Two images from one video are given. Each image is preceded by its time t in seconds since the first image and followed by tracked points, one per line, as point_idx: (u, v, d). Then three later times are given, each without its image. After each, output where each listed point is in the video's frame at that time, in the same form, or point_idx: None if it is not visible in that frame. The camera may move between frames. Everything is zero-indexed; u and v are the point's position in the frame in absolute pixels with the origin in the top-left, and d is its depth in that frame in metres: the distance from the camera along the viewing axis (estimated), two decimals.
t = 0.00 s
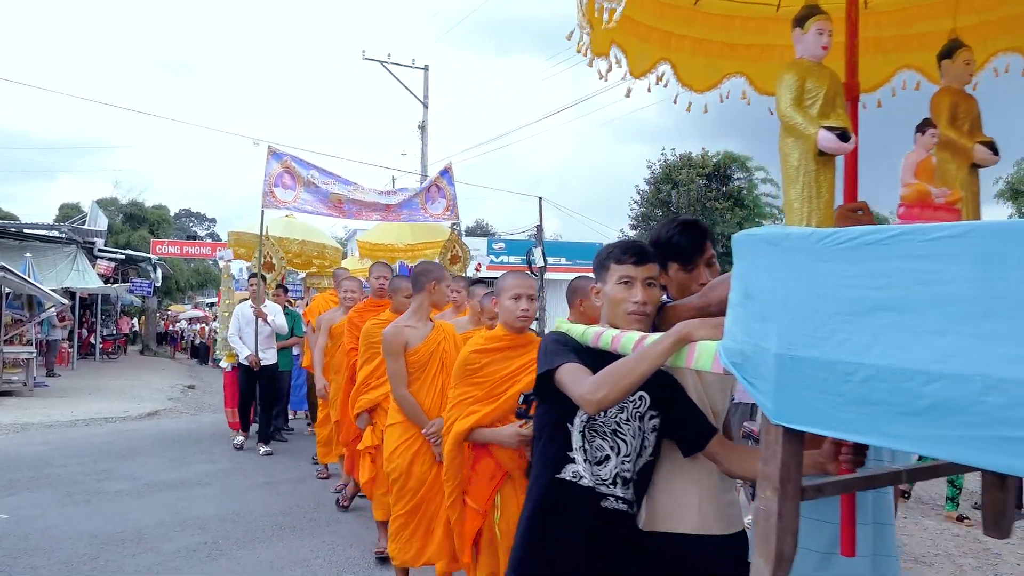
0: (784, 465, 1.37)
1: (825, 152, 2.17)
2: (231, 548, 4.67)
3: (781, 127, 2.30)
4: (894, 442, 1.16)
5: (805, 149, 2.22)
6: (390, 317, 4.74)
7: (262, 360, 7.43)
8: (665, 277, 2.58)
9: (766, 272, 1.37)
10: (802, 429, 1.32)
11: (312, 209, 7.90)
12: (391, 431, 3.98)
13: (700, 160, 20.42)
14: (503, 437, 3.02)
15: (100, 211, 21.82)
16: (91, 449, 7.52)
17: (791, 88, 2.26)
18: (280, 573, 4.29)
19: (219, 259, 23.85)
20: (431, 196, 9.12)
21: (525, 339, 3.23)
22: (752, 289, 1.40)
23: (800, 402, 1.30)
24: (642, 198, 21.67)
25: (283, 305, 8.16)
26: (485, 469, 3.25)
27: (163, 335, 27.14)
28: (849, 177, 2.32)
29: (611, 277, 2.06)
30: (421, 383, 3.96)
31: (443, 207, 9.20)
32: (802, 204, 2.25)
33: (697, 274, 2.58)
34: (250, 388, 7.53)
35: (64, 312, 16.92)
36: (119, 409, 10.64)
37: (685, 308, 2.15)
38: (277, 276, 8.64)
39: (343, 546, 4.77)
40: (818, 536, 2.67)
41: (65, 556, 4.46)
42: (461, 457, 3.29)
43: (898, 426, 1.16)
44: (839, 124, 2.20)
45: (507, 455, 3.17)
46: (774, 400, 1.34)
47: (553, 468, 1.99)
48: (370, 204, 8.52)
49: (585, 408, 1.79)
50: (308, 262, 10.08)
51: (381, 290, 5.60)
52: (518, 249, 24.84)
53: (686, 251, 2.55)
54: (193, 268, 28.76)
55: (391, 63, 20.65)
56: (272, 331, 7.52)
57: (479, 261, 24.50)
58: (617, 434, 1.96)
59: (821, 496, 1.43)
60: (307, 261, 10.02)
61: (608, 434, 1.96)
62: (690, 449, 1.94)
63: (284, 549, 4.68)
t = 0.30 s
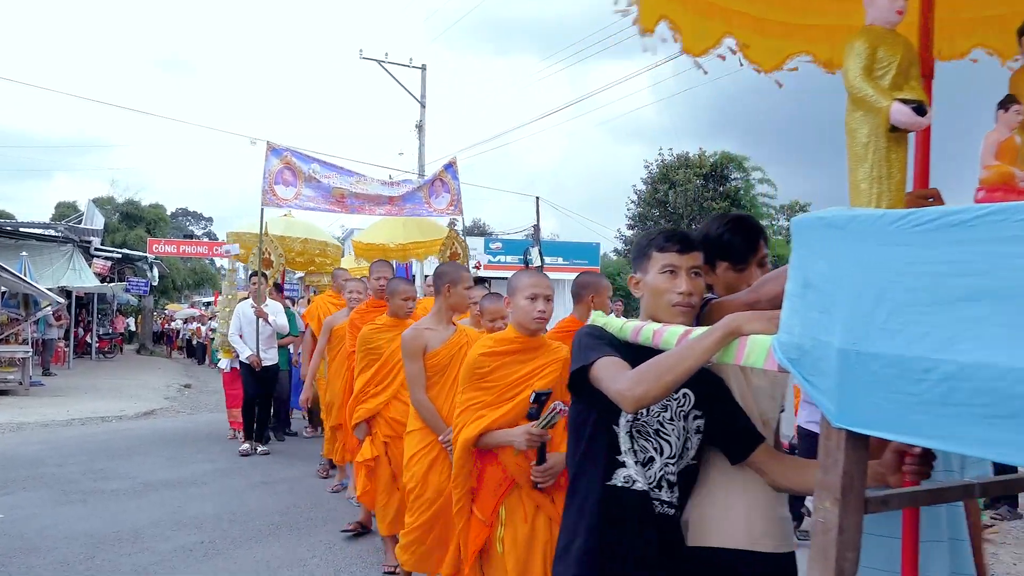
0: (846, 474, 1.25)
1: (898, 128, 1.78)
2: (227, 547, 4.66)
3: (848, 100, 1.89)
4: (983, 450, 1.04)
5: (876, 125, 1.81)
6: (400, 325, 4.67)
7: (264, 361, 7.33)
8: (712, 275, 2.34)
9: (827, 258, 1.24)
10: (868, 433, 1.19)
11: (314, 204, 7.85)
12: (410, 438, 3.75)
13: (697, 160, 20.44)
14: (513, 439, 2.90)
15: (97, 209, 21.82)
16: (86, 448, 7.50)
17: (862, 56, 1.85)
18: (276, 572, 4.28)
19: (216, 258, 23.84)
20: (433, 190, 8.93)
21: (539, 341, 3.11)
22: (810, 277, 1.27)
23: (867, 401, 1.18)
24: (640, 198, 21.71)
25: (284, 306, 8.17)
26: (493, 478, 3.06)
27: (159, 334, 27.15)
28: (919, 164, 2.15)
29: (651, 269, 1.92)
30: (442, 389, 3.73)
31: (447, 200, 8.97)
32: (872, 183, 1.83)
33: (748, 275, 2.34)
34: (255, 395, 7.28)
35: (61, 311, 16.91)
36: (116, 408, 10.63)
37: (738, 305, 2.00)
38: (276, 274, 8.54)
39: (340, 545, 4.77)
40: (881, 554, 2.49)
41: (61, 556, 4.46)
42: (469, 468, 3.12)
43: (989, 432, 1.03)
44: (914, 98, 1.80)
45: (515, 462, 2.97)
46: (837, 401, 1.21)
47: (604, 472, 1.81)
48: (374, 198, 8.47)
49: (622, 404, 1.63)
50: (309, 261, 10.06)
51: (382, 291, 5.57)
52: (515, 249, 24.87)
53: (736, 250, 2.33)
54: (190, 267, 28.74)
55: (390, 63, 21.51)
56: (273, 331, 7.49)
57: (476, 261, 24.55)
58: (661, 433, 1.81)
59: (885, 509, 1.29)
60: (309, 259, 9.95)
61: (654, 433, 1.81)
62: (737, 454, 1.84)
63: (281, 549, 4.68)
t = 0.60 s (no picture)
0: (923, 496, 1.19)
1: (980, 108, 1.42)
2: (224, 546, 4.66)
3: (919, 75, 1.52)
4: None
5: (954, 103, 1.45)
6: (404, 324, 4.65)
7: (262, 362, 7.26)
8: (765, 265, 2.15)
9: (900, 260, 1.17)
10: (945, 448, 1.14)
11: (313, 202, 7.75)
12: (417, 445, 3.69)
13: (694, 159, 20.50)
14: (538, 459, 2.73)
15: (92, 207, 21.74)
16: (81, 447, 7.49)
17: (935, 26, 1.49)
18: (273, 570, 4.28)
19: (211, 256, 23.74)
20: (436, 187, 8.92)
21: (567, 350, 3.00)
22: (882, 275, 1.19)
23: (940, 419, 1.13)
24: (636, 196, 21.65)
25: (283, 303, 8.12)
26: (516, 498, 2.99)
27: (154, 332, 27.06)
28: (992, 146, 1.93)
29: (683, 262, 1.86)
30: (446, 390, 3.67)
31: (450, 198, 8.96)
32: (946, 169, 1.44)
33: (804, 267, 2.13)
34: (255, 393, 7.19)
35: (55, 309, 16.84)
36: (111, 406, 10.60)
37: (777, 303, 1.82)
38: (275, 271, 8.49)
39: (336, 543, 4.77)
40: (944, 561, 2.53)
41: (56, 555, 4.44)
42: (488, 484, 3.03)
43: None
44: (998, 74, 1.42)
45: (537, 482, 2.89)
46: (913, 413, 1.15)
47: (636, 489, 1.74)
48: (374, 196, 8.51)
49: (666, 420, 1.53)
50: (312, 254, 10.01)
51: (375, 291, 5.56)
52: (512, 248, 24.85)
53: (796, 241, 2.12)
54: (185, 265, 28.63)
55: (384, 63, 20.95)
56: (271, 332, 7.40)
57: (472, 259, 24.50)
58: (698, 446, 1.74)
59: (960, 532, 1.27)
60: (312, 254, 9.95)
61: (690, 446, 1.73)
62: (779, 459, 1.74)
63: (276, 548, 4.67)
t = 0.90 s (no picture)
0: None
1: None
2: (219, 545, 4.65)
3: None
4: None
5: None
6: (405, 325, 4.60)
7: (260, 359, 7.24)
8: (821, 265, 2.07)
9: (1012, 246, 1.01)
10: None
11: (311, 197, 7.71)
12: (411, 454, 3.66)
13: (691, 159, 20.56)
14: (572, 468, 2.64)
15: (89, 205, 21.73)
16: (77, 445, 7.47)
17: None
18: (269, 569, 4.28)
19: (207, 255, 23.73)
20: (435, 184, 8.81)
21: (599, 347, 2.83)
22: (988, 270, 1.03)
23: None
24: (633, 196, 21.64)
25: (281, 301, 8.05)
26: (550, 505, 2.80)
27: (150, 331, 27.03)
28: None
29: (716, 253, 1.78)
30: (436, 400, 3.61)
31: (449, 195, 8.83)
32: None
33: (864, 270, 2.04)
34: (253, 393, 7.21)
35: (52, 307, 16.81)
36: (107, 405, 10.59)
37: (844, 301, 1.67)
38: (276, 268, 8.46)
39: (333, 543, 4.76)
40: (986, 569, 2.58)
41: (51, 553, 4.43)
42: (518, 492, 2.86)
43: None
44: None
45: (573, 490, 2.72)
46: None
47: (672, 509, 1.61)
48: (372, 192, 8.42)
49: (722, 436, 1.36)
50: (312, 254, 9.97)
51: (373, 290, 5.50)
52: (509, 247, 24.89)
53: (857, 241, 2.03)
54: (182, 264, 28.59)
55: (379, 60, 20.70)
56: (269, 327, 7.33)
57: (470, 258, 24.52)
58: (749, 464, 1.58)
59: None
60: (312, 253, 9.91)
61: (739, 463, 1.58)
62: (834, 479, 1.53)
63: (272, 547, 4.66)
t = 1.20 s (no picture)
0: None
1: None
2: (217, 544, 4.64)
3: None
4: None
5: None
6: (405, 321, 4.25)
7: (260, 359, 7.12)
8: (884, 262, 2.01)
9: None
10: None
11: (312, 193, 7.68)
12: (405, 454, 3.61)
13: (688, 159, 20.62)
14: (594, 490, 2.55)
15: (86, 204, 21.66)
16: (74, 444, 7.46)
17: None
18: (266, 568, 4.27)
19: (205, 253, 23.66)
20: (439, 179, 8.53)
21: (619, 352, 2.78)
22: None
23: None
24: (631, 195, 21.60)
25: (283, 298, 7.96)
26: (572, 522, 2.75)
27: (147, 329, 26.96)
28: None
29: (778, 238, 1.59)
30: (429, 402, 3.57)
31: (453, 191, 8.52)
32: None
33: (930, 266, 1.99)
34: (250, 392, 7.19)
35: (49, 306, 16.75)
36: (104, 403, 10.56)
37: (916, 304, 1.62)
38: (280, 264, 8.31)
39: (330, 542, 4.75)
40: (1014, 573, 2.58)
41: (47, 552, 4.42)
42: (538, 512, 2.78)
43: None
44: None
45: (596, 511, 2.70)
46: None
47: (721, 527, 1.48)
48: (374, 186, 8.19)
49: (792, 443, 1.25)
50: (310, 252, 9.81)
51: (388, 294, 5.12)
52: (507, 246, 24.89)
53: (918, 234, 1.98)
54: (179, 262, 28.52)
55: (379, 59, 19.76)
56: (269, 326, 7.22)
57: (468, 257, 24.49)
58: (805, 480, 1.44)
59: None
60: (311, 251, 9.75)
61: (797, 478, 1.44)
62: (904, 499, 1.46)
63: (269, 545, 4.65)
